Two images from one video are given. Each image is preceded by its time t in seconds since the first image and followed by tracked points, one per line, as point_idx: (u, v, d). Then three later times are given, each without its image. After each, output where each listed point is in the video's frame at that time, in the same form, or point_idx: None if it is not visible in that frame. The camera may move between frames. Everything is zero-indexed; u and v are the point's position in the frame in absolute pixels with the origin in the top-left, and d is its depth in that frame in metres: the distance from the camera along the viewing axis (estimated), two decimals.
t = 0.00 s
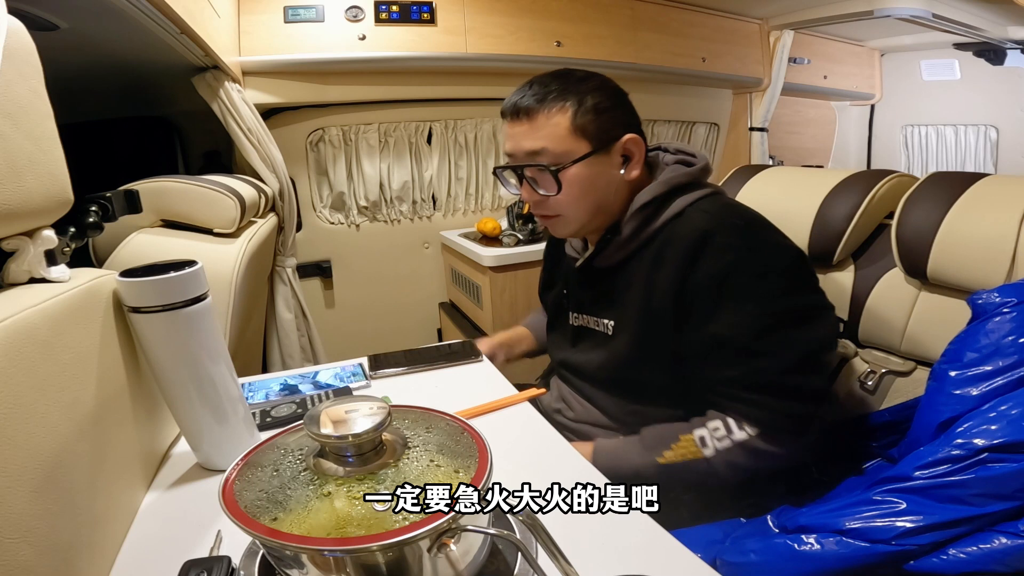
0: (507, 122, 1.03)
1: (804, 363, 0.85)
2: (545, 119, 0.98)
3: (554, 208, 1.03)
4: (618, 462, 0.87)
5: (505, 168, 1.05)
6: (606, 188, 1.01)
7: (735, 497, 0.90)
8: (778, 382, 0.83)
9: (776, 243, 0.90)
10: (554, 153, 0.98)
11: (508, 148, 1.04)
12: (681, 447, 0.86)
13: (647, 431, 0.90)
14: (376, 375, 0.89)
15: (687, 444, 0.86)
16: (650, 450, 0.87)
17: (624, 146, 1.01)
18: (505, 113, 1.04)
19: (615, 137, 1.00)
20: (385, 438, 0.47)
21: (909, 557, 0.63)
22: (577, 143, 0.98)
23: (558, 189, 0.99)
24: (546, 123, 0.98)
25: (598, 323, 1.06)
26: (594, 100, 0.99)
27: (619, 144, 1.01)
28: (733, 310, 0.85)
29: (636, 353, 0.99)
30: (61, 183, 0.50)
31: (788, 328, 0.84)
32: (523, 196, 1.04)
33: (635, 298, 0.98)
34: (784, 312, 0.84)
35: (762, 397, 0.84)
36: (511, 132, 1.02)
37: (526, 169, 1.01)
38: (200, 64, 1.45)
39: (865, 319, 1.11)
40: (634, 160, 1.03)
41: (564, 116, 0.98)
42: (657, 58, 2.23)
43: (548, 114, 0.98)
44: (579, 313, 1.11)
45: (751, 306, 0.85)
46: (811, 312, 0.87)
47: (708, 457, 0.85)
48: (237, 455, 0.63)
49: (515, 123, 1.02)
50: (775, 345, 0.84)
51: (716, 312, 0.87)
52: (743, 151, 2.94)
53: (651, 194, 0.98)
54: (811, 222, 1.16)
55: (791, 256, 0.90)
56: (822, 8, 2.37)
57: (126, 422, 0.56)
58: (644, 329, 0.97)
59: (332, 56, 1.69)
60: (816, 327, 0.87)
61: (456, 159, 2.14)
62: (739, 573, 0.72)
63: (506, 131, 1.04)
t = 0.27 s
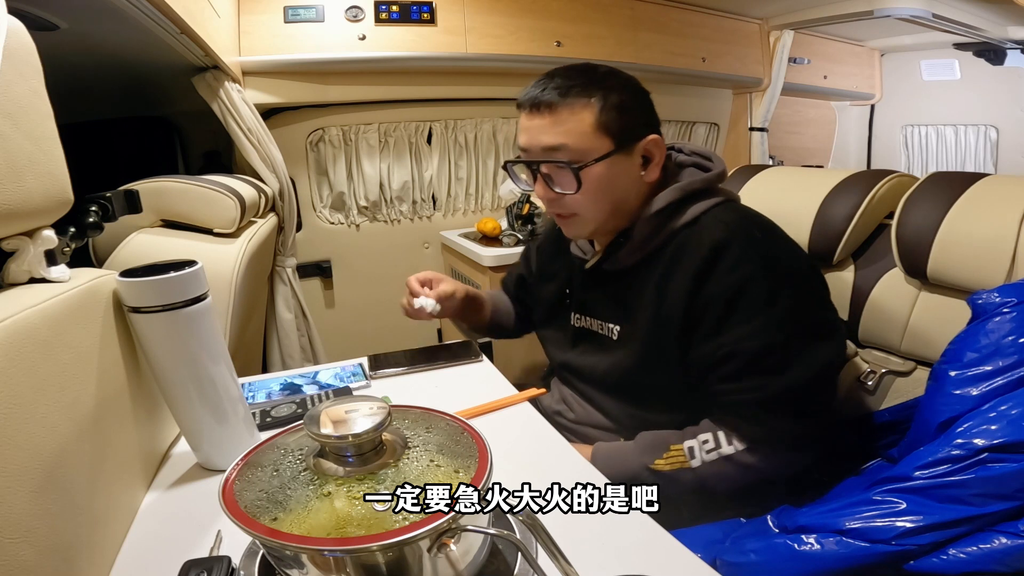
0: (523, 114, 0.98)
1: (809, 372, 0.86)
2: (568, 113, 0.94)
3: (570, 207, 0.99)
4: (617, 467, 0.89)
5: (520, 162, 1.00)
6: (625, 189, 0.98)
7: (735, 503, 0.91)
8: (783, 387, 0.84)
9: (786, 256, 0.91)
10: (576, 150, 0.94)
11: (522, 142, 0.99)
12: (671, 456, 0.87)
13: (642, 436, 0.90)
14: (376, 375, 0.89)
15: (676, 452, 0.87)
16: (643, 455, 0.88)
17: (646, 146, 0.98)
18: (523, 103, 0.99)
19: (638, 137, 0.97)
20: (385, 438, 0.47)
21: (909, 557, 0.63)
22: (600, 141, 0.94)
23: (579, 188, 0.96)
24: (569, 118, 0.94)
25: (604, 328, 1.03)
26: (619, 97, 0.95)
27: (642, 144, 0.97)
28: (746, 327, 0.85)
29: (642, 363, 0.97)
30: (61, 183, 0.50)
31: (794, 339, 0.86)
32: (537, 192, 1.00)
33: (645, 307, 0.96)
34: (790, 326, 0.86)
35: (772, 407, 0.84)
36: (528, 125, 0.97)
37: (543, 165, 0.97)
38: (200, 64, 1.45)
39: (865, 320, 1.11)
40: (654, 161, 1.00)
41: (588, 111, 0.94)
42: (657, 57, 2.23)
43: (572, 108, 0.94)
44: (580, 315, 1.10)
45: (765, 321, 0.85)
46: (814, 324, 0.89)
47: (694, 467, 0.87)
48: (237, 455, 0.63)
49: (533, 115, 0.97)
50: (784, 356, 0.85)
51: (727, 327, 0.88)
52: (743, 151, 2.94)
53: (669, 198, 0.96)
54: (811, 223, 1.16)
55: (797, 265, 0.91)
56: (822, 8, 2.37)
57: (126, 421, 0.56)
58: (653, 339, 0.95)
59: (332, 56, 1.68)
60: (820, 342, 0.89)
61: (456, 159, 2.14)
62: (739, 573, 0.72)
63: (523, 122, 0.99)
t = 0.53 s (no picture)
0: (548, 108, 0.95)
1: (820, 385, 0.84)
2: (603, 110, 0.92)
3: (599, 206, 0.97)
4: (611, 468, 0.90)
5: (543, 159, 0.97)
6: (654, 187, 0.99)
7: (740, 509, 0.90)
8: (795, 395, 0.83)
9: (803, 266, 0.90)
10: (611, 147, 0.93)
11: (548, 137, 0.96)
12: (661, 462, 0.88)
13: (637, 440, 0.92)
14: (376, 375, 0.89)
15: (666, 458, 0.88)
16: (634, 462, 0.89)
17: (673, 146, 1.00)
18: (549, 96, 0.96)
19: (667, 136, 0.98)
20: (385, 438, 0.47)
21: (909, 557, 0.63)
22: (634, 138, 0.93)
23: (613, 186, 0.95)
24: (605, 114, 0.92)
25: (612, 332, 1.02)
26: (648, 95, 0.95)
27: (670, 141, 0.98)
28: (758, 334, 0.85)
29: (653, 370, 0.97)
30: (61, 183, 0.50)
31: (805, 347, 0.85)
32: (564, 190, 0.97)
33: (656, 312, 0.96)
34: (803, 333, 0.85)
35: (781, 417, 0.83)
36: (556, 120, 0.94)
37: (573, 162, 0.95)
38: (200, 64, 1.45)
39: (865, 320, 1.11)
40: (678, 160, 1.02)
41: (623, 108, 0.92)
42: (657, 57, 2.23)
43: (607, 104, 0.92)
44: (587, 320, 1.09)
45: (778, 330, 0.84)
46: (828, 335, 0.87)
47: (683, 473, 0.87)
48: (237, 455, 0.63)
49: (562, 110, 0.94)
50: (794, 365, 0.84)
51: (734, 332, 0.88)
52: (743, 151, 2.94)
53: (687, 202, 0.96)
54: (811, 223, 1.16)
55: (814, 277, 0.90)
56: (822, 9, 2.37)
57: (126, 421, 0.57)
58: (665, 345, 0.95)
59: (332, 56, 1.68)
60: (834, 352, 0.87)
61: (456, 159, 2.14)
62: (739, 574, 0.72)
63: (549, 115, 0.96)
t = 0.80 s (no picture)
0: (566, 104, 0.94)
1: (823, 385, 0.86)
2: (622, 106, 0.91)
3: (613, 203, 0.96)
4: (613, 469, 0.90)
5: (558, 155, 0.96)
6: (668, 187, 0.98)
7: (740, 510, 0.90)
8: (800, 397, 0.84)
9: (812, 272, 0.91)
10: (629, 144, 0.92)
11: (564, 133, 0.94)
12: (661, 464, 0.88)
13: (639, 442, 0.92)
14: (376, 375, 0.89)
15: (667, 460, 0.88)
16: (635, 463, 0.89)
17: (688, 146, 0.99)
18: (567, 91, 0.94)
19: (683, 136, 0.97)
20: (386, 438, 0.47)
21: (909, 557, 0.63)
22: (652, 136, 0.93)
23: (630, 184, 0.93)
24: (624, 111, 0.91)
25: (618, 333, 1.02)
26: (665, 94, 0.94)
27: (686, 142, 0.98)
28: (768, 339, 0.85)
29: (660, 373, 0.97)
30: (61, 183, 0.50)
31: (808, 348, 0.87)
32: (579, 187, 0.95)
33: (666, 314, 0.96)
34: (805, 338, 0.87)
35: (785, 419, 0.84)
36: (574, 116, 0.93)
37: (589, 158, 0.93)
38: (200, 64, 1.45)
39: (865, 319, 1.11)
40: (692, 160, 1.02)
41: (642, 106, 0.91)
42: (657, 57, 2.23)
43: (626, 101, 0.91)
44: (592, 320, 1.08)
45: (785, 332, 0.85)
46: (829, 338, 0.89)
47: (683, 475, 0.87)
48: (238, 455, 0.63)
49: (580, 106, 0.92)
50: (799, 368, 0.85)
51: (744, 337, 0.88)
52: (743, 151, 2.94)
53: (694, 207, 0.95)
54: (811, 223, 1.16)
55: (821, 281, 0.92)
56: (822, 9, 2.37)
57: (126, 421, 0.57)
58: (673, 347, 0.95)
59: (332, 56, 1.68)
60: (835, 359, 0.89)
61: (456, 159, 2.14)
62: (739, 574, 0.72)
63: (566, 111, 0.94)
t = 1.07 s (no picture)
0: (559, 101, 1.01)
1: (824, 382, 0.86)
2: (603, 100, 0.95)
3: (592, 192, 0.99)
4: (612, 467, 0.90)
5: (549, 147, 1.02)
6: (652, 181, 0.98)
7: (740, 510, 0.90)
8: (801, 391, 0.85)
9: (816, 270, 0.91)
10: (607, 134, 0.95)
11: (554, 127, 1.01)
12: (661, 461, 0.88)
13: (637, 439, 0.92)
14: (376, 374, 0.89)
15: (667, 457, 0.88)
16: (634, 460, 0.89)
17: (678, 143, 0.99)
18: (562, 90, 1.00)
19: (672, 132, 0.98)
20: (386, 438, 0.47)
21: (909, 557, 0.63)
22: (633, 128, 0.95)
23: (605, 171, 0.96)
24: (604, 105, 0.95)
25: (621, 326, 1.03)
26: (656, 92, 0.96)
27: (677, 139, 0.98)
28: (770, 334, 0.86)
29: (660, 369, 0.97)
30: (61, 183, 0.50)
31: (810, 344, 0.87)
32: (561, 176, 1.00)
33: (667, 308, 0.96)
34: (808, 335, 0.87)
35: (785, 414, 0.85)
36: (562, 110, 0.99)
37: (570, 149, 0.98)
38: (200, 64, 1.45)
39: (865, 320, 1.11)
40: (684, 159, 1.00)
41: (624, 100, 0.94)
42: (657, 57, 2.23)
43: (611, 95, 0.95)
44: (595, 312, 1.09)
45: (787, 327, 0.86)
46: (833, 337, 0.89)
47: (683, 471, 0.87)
48: (238, 455, 0.63)
49: (568, 102, 0.98)
50: (800, 364, 0.86)
51: (744, 332, 0.89)
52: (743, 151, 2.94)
53: (701, 202, 0.95)
54: (811, 222, 1.16)
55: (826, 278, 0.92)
56: (822, 9, 2.37)
57: (126, 421, 0.56)
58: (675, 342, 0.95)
59: (332, 56, 1.68)
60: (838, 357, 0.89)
61: (456, 159, 2.14)
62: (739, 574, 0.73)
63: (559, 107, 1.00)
